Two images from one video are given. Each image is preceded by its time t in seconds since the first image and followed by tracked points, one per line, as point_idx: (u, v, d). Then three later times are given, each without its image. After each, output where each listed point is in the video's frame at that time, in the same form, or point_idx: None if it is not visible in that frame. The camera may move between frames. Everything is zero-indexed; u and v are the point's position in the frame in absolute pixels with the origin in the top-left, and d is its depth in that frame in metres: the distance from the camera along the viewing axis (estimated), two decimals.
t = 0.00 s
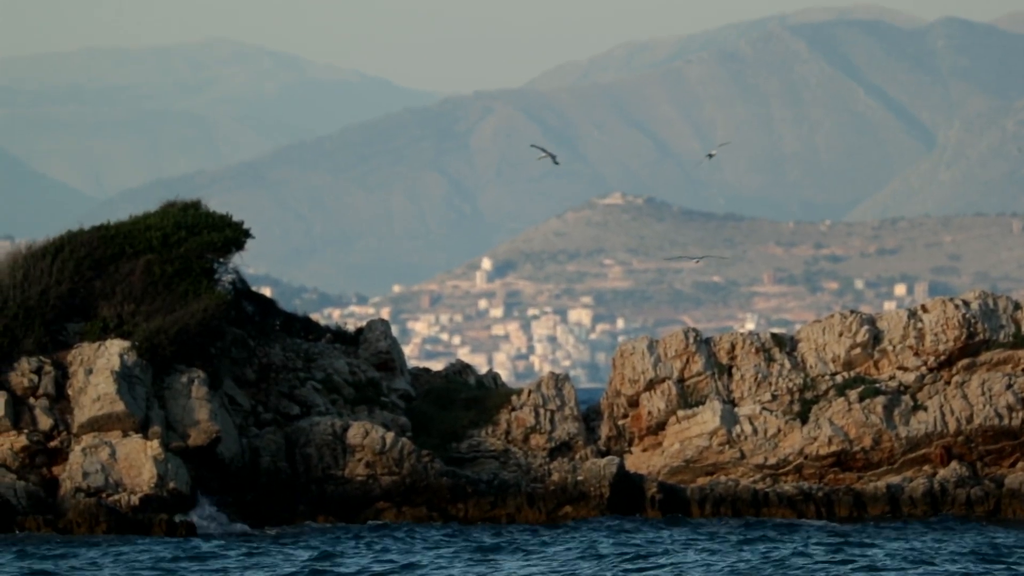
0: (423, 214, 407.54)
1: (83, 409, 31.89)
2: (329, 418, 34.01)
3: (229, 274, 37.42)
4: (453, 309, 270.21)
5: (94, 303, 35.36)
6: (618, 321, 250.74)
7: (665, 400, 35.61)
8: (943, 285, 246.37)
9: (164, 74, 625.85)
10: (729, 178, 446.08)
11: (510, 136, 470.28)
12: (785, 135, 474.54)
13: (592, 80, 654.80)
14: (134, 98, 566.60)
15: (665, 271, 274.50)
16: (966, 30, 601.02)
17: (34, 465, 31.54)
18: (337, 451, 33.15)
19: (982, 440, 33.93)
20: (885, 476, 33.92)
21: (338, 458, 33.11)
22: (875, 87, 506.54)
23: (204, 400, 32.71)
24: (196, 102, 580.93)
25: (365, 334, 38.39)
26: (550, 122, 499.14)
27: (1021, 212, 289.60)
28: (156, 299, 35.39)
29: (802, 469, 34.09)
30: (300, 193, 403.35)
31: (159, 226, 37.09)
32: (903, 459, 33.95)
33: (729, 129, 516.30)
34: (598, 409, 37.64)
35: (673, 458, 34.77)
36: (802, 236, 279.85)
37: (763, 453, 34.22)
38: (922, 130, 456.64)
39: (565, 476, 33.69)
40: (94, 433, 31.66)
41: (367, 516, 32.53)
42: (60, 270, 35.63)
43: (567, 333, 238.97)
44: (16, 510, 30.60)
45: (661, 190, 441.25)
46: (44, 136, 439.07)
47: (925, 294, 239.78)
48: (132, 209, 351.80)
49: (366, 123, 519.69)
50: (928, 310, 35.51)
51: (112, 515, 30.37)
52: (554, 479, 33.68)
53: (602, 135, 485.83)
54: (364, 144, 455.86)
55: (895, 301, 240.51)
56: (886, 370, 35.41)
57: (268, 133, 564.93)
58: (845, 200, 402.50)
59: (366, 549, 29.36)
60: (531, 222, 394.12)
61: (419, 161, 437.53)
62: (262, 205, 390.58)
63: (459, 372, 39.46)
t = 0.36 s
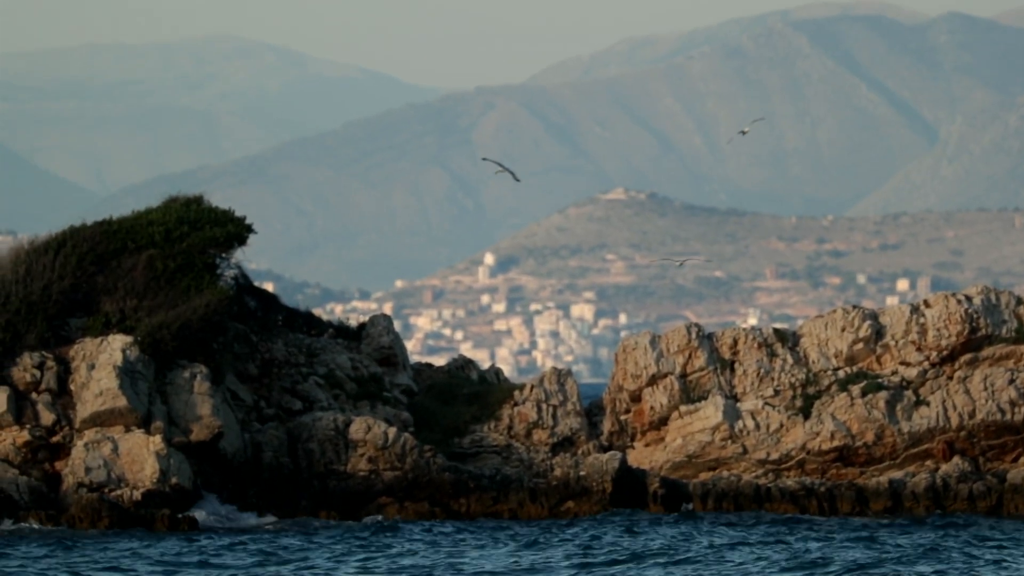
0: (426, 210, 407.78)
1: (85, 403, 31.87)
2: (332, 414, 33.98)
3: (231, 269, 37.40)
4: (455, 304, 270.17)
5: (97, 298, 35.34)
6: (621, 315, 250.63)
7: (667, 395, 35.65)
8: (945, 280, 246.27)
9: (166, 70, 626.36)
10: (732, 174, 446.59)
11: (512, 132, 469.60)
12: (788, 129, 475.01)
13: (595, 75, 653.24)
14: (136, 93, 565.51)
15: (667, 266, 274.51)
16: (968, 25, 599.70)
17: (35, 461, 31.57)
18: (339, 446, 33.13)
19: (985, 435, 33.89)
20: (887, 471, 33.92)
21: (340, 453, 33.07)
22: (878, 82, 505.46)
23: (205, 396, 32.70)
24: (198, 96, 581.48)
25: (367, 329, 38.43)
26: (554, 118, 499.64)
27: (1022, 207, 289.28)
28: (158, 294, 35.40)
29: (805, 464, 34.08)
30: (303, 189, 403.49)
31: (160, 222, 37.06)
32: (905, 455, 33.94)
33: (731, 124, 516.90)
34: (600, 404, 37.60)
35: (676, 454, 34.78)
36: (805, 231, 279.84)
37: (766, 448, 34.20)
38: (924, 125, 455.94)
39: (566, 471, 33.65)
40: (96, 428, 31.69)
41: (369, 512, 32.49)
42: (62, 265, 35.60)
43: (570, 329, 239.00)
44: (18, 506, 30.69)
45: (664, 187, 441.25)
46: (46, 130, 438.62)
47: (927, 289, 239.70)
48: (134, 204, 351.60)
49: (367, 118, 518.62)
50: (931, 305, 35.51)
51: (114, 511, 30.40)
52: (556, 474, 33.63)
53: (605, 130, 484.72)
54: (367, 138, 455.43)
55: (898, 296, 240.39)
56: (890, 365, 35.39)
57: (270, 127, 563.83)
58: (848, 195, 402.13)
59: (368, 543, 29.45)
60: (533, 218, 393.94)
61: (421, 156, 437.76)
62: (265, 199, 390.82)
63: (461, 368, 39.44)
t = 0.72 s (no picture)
0: (424, 207, 407.87)
1: (83, 399, 31.85)
2: (330, 410, 33.95)
3: (229, 266, 37.37)
4: (452, 301, 270.06)
5: (95, 295, 35.35)
6: (619, 312, 250.84)
7: (665, 392, 35.55)
8: (943, 278, 246.31)
9: (163, 66, 626.55)
10: (730, 172, 447.10)
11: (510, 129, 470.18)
12: (786, 127, 475.35)
13: (593, 72, 653.01)
14: (134, 91, 565.87)
15: (665, 263, 274.51)
16: (966, 22, 598.61)
17: (33, 457, 31.57)
18: (336, 443, 33.07)
19: (982, 431, 33.92)
20: (885, 467, 33.93)
21: (337, 449, 33.04)
22: (876, 78, 505.00)
23: (204, 393, 32.66)
24: (195, 93, 581.61)
25: (364, 325, 38.48)
26: (552, 115, 500.05)
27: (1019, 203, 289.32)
28: (156, 290, 35.40)
29: (803, 461, 34.09)
30: (301, 186, 403.51)
31: (158, 219, 37.05)
32: (903, 451, 33.94)
33: (729, 122, 517.36)
34: (598, 401, 37.62)
35: (674, 450, 34.75)
36: (802, 228, 279.93)
37: (763, 445, 34.21)
38: (922, 122, 455.94)
39: (563, 468, 33.59)
40: (94, 424, 31.66)
41: (367, 509, 32.52)
42: (59, 261, 35.59)
43: (567, 326, 239.04)
44: (14, 503, 30.69)
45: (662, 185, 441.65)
46: (43, 127, 438.33)
47: (924, 287, 239.92)
48: (131, 201, 351.57)
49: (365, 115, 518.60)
50: (927, 302, 35.52)
51: (112, 507, 30.49)
52: (555, 470, 33.56)
53: (603, 128, 484.98)
54: (365, 135, 455.53)
55: (896, 293, 240.58)
56: (887, 361, 35.43)
57: (268, 124, 564.20)
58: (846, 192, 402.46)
59: (365, 540, 29.48)
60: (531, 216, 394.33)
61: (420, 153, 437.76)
62: (263, 196, 390.88)
63: (459, 365, 39.37)
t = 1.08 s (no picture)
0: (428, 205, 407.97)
1: (87, 399, 31.89)
2: (334, 410, 34.00)
3: (235, 265, 37.38)
4: (457, 300, 270.10)
5: (100, 294, 35.37)
6: (624, 311, 250.83)
7: (670, 391, 35.57)
8: (948, 276, 246.13)
9: (167, 65, 627.37)
10: (735, 171, 447.35)
11: (515, 129, 470.99)
12: (790, 126, 475.31)
13: (598, 71, 653.16)
14: (138, 90, 565.83)
15: (669, 262, 274.54)
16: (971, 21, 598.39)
17: (38, 455, 31.57)
18: (342, 442, 33.11)
19: (988, 431, 33.86)
20: (890, 466, 33.89)
21: (342, 447, 33.04)
22: (880, 77, 504.72)
23: (208, 391, 32.67)
24: (200, 92, 582.31)
25: (369, 324, 38.53)
26: (556, 114, 500.48)
27: None
28: (161, 288, 35.40)
29: (807, 460, 34.07)
30: (305, 185, 403.71)
31: (163, 218, 37.07)
32: (908, 450, 33.90)
33: (733, 120, 517.64)
34: (603, 400, 37.59)
35: (679, 449, 34.72)
36: (806, 227, 280.00)
37: (769, 444, 34.17)
38: (927, 121, 455.92)
39: (568, 466, 33.57)
40: (99, 424, 31.67)
41: (371, 509, 32.52)
42: (64, 260, 35.63)
43: (571, 324, 239.07)
44: (19, 500, 30.70)
45: (666, 184, 441.96)
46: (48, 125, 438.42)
47: (929, 285, 239.89)
48: (136, 201, 351.67)
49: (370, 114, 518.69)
50: (932, 301, 35.51)
51: (117, 506, 30.42)
52: (559, 470, 33.51)
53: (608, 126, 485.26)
54: (370, 133, 455.99)
55: (900, 291, 240.63)
56: (892, 360, 35.43)
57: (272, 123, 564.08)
58: (852, 190, 402.61)
59: (370, 538, 29.49)
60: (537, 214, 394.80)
61: (424, 152, 438.24)
62: (268, 195, 390.97)
63: (464, 363, 39.35)
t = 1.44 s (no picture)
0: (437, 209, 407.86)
1: (96, 400, 31.91)
2: (342, 411, 34.01)
3: (243, 267, 37.41)
4: (466, 302, 270.03)
5: (107, 296, 35.41)
6: (633, 314, 250.57)
7: (678, 393, 35.59)
8: (958, 279, 245.66)
9: (177, 66, 627.86)
10: (744, 173, 447.35)
11: (524, 131, 471.11)
12: (799, 130, 474.72)
13: (607, 73, 652.36)
14: (146, 91, 565.87)
15: (678, 265, 274.41)
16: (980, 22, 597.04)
17: (46, 458, 31.62)
18: (350, 444, 33.17)
19: (996, 433, 33.88)
20: (898, 469, 33.87)
21: (351, 449, 33.10)
22: (889, 79, 503.65)
23: (216, 393, 32.68)
24: (208, 93, 582.88)
25: (378, 327, 38.54)
26: (566, 117, 500.54)
27: None
28: (170, 291, 35.42)
29: (816, 463, 34.06)
30: (315, 186, 403.84)
31: (171, 220, 37.14)
32: (916, 453, 33.91)
33: (743, 122, 517.63)
34: (611, 403, 37.60)
35: (687, 453, 34.76)
36: (815, 229, 279.68)
37: (776, 446, 34.20)
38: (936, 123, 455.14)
39: (577, 470, 33.57)
40: (107, 425, 31.72)
41: (379, 509, 32.49)
42: (72, 262, 35.63)
43: (580, 326, 238.92)
44: (29, 502, 30.71)
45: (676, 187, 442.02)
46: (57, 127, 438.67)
47: (938, 288, 239.49)
48: (144, 202, 351.68)
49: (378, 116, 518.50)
50: (941, 304, 35.50)
51: (125, 508, 30.52)
52: (567, 472, 33.54)
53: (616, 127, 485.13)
54: (378, 134, 456.14)
55: (909, 294, 240.37)
56: (901, 363, 35.37)
57: (282, 125, 563.99)
58: (862, 193, 402.26)
59: (377, 541, 29.66)
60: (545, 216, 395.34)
61: (432, 153, 438.37)
62: (276, 196, 391.01)
63: (472, 366, 39.34)
